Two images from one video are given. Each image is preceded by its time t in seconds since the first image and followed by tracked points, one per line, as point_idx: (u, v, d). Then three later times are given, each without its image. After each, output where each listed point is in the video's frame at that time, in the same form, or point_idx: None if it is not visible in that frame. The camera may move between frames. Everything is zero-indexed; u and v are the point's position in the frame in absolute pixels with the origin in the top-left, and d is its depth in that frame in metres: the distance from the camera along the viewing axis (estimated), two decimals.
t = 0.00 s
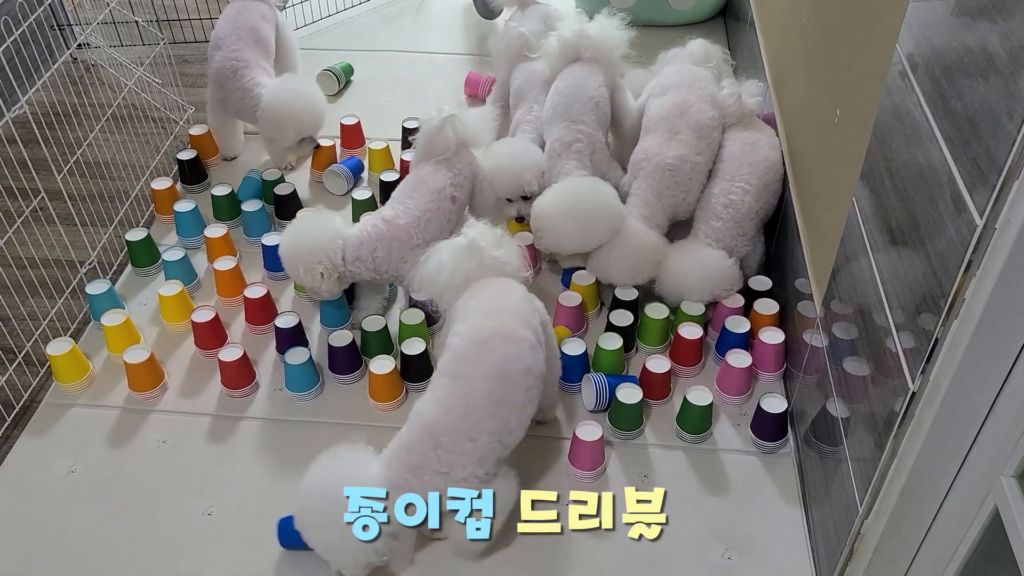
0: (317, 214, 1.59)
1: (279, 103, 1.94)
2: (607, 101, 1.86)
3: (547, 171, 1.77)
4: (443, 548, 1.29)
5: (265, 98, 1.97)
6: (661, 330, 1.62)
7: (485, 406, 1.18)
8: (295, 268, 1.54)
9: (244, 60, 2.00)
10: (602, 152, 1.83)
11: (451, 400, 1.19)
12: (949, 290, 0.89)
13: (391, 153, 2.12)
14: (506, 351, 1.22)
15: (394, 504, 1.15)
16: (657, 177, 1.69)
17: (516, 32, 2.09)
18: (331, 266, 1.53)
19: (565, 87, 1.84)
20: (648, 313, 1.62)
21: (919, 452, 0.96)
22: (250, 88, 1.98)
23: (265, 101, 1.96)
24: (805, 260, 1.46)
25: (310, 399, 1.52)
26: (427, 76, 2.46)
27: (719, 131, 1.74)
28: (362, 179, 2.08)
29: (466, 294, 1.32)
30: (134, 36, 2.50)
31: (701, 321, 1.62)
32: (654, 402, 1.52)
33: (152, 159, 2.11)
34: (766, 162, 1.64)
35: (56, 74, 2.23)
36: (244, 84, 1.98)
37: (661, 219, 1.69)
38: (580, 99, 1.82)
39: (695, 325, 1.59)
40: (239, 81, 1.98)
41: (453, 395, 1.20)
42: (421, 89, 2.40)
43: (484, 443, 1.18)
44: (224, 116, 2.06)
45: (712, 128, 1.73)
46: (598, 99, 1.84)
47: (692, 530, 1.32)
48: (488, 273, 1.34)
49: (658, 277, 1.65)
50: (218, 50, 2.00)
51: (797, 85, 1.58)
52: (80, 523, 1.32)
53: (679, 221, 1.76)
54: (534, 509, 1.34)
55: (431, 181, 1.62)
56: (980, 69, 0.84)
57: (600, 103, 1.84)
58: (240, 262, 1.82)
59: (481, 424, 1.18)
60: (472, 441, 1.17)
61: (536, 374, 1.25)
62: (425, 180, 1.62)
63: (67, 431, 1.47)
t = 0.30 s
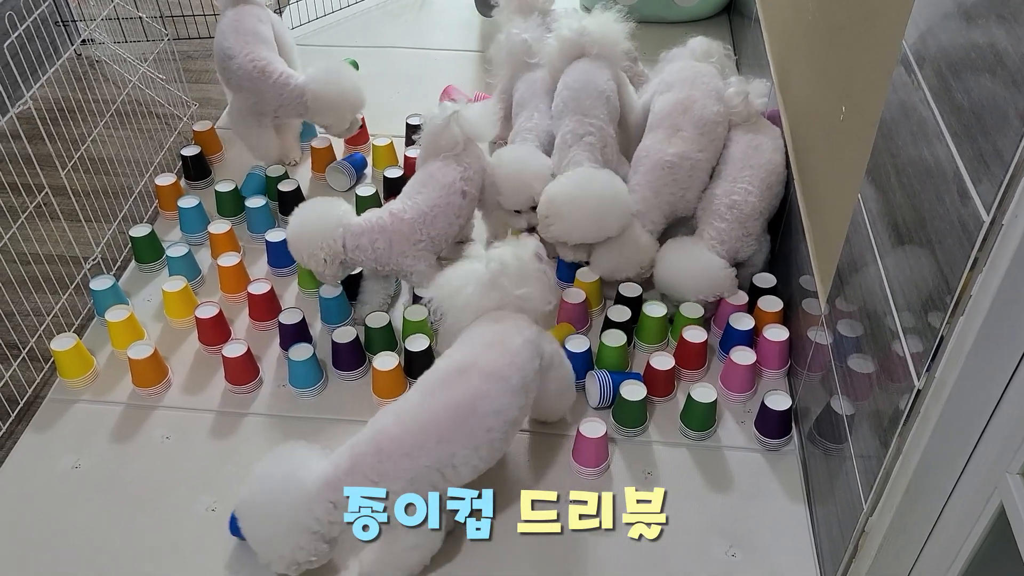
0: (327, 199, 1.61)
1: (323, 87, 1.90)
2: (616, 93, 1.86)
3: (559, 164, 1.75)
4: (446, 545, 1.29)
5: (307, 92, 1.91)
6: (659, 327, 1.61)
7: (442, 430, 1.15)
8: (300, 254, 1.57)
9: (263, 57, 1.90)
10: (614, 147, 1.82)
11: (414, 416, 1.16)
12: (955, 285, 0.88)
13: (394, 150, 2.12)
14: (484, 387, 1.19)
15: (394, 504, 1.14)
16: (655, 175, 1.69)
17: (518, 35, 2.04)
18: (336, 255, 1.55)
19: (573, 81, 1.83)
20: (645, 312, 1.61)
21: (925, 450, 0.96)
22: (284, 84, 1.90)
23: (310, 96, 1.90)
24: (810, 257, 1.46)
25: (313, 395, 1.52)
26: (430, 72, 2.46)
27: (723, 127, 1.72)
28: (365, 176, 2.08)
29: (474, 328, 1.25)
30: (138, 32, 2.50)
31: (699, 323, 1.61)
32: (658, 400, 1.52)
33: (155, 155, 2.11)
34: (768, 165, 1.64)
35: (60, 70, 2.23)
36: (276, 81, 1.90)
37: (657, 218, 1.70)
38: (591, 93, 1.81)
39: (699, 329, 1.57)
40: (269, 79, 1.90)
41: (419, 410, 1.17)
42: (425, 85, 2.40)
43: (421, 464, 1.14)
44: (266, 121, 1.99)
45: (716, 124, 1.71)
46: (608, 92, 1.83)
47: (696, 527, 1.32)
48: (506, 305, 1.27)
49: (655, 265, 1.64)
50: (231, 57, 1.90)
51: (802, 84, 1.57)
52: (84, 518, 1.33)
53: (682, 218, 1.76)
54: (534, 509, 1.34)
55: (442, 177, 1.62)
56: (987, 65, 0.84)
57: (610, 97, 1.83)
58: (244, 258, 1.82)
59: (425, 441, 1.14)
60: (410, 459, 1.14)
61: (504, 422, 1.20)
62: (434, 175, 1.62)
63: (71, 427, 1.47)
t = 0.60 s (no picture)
0: (343, 185, 1.61)
1: (359, 72, 1.94)
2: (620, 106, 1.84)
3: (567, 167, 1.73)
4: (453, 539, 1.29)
5: (346, 81, 1.94)
6: (668, 323, 1.60)
7: (415, 430, 1.15)
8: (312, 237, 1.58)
9: (291, 50, 1.93)
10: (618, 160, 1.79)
11: (389, 417, 1.16)
12: (969, 279, 0.88)
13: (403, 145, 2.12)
14: (457, 386, 1.18)
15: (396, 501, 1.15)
16: (650, 171, 1.70)
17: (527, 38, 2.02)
18: (348, 241, 1.56)
19: (577, 92, 1.81)
20: (654, 307, 1.60)
21: (937, 446, 0.96)
22: (320, 75, 1.93)
23: (348, 85, 1.94)
24: (820, 253, 1.46)
25: (321, 389, 1.52)
26: (437, 68, 2.46)
27: (725, 120, 1.70)
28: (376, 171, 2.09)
29: (478, 322, 1.27)
30: (147, 26, 2.50)
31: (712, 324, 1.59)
32: (667, 395, 1.51)
33: (165, 150, 2.11)
34: (773, 166, 1.63)
35: (70, 65, 2.24)
36: (313, 73, 1.93)
37: (657, 213, 1.71)
38: (595, 104, 1.79)
39: (710, 329, 1.55)
40: (304, 71, 1.93)
41: (391, 410, 1.17)
42: (434, 81, 2.40)
43: (393, 465, 1.14)
44: (297, 115, 2.00)
45: (717, 116, 1.69)
46: (612, 105, 1.81)
47: (705, 524, 1.32)
48: (508, 310, 1.27)
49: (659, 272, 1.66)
50: (257, 57, 1.90)
51: (813, 82, 1.57)
52: (95, 510, 1.33)
53: (688, 215, 1.76)
54: (542, 505, 1.34)
55: (457, 173, 1.63)
56: (1001, 59, 0.84)
57: (614, 110, 1.81)
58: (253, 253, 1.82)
59: (395, 440, 1.14)
60: (382, 459, 1.14)
61: (478, 421, 1.18)
62: (450, 170, 1.63)
63: (81, 419, 1.48)
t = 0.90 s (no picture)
0: (361, 183, 1.62)
1: (394, 69, 1.97)
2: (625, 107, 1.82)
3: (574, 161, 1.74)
4: (460, 535, 1.30)
5: (382, 80, 1.98)
6: (676, 321, 1.60)
7: (422, 429, 1.14)
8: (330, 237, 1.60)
9: (325, 46, 1.96)
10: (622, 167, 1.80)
11: (402, 412, 1.16)
12: (982, 278, 0.87)
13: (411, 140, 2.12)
14: (470, 394, 1.15)
15: (402, 496, 1.15)
16: (661, 159, 1.70)
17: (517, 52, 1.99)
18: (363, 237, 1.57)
19: (583, 95, 1.78)
20: (662, 305, 1.60)
21: (947, 446, 0.95)
22: (355, 74, 1.96)
23: (384, 83, 1.98)
24: (830, 250, 1.45)
25: (329, 383, 1.52)
26: (446, 63, 2.46)
27: (738, 107, 1.69)
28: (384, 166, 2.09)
29: (496, 330, 1.23)
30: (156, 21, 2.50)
31: (724, 326, 1.59)
32: (675, 392, 1.51)
33: (173, 144, 2.11)
34: (785, 158, 1.63)
35: (79, 59, 2.24)
36: (347, 70, 1.95)
37: (660, 198, 1.73)
38: (602, 109, 1.77)
39: (719, 330, 1.55)
40: (338, 68, 1.95)
41: (404, 404, 1.16)
42: (443, 76, 2.40)
43: (393, 461, 1.14)
44: (323, 111, 2.01)
45: (728, 104, 1.69)
46: (619, 108, 1.79)
47: (713, 521, 1.31)
48: (523, 316, 1.24)
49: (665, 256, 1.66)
50: (290, 52, 1.91)
51: (824, 79, 1.56)
52: (103, 503, 1.34)
53: (695, 206, 1.76)
54: (549, 501, 1.34)
55: (473, 170, 1.62)
56: (1015, 55, 0.83)
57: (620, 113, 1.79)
58: (261, 247, 1.82)
59: (400, 438, 1.14)
60: (384, 455, 1.14)
61: (488, 430, 1.15)
62: (467, 167, 1.62)
63: (90, 412, 1.48)
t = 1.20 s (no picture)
0: (350, 183, 1.58)
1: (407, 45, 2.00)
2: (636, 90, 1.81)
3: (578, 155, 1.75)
4: (463, 532, 1.30)
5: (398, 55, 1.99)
6: (680, 319, 1.60)
7: (425, 430, 1.14)
8: (322, 235, 1.53)
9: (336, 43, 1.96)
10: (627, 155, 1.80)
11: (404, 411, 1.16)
12: (987, 277, 0.87)
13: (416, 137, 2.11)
14: (472, 395, 1.15)
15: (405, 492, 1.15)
16: (670, 152, 1.71)
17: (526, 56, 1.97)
18: (367, 229, 1.53)
19: (592, 75, 1.78)
20: (667, 303, 1.60)
21: (952, 445, 0.95)
22: (369, 63, 1.97)
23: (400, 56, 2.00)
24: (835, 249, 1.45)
25: (334, 380, 1.53)
26: (451, 60, 2.46)
27: (746, 102, 1.70)
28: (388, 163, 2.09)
29: (507, 330, 1.23)
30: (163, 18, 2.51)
31: (728, 325, 1.58)
32: (679, 391, 1.51)
33: (179, 140, 2.12)
34: (796, 153, 1.62)
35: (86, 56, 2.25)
36: (360, 63, 1.96)
37: (665, 192, 1.73)
38: (613, 91, 1.77)
39: (723, 329, 1.55)
40: (350, 63, 1.95)
41: (406, 403, 1.16)
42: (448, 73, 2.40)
43: (395, 460, 1.14)
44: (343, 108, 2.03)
45: (738, 100, 1.69)
46: (629, 90, 1.79)
47: (716, 520, 1.31)
48: (536, 321, 1.22)
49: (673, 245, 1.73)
50: (303, 53, 1.91)
51: (829, 76, 1.56)
52: (108, 499, 1.34)
53: (699, 202, 1.76)
54: (552, 499, 1.34)
55: (477, 169, 1.61)
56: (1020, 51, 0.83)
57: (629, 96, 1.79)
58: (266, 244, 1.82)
59: (401, 437, 1.14)
60: (385, 453, 1.14)
61: (488, 435, 1.15)
62: (470, 166, 1.61)
63: (95, 408, 1.48)
